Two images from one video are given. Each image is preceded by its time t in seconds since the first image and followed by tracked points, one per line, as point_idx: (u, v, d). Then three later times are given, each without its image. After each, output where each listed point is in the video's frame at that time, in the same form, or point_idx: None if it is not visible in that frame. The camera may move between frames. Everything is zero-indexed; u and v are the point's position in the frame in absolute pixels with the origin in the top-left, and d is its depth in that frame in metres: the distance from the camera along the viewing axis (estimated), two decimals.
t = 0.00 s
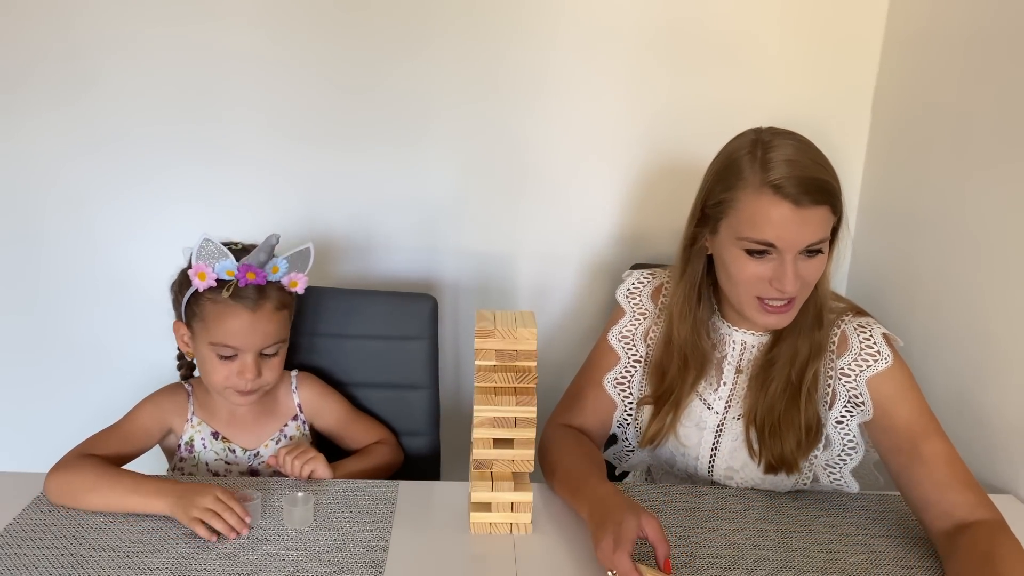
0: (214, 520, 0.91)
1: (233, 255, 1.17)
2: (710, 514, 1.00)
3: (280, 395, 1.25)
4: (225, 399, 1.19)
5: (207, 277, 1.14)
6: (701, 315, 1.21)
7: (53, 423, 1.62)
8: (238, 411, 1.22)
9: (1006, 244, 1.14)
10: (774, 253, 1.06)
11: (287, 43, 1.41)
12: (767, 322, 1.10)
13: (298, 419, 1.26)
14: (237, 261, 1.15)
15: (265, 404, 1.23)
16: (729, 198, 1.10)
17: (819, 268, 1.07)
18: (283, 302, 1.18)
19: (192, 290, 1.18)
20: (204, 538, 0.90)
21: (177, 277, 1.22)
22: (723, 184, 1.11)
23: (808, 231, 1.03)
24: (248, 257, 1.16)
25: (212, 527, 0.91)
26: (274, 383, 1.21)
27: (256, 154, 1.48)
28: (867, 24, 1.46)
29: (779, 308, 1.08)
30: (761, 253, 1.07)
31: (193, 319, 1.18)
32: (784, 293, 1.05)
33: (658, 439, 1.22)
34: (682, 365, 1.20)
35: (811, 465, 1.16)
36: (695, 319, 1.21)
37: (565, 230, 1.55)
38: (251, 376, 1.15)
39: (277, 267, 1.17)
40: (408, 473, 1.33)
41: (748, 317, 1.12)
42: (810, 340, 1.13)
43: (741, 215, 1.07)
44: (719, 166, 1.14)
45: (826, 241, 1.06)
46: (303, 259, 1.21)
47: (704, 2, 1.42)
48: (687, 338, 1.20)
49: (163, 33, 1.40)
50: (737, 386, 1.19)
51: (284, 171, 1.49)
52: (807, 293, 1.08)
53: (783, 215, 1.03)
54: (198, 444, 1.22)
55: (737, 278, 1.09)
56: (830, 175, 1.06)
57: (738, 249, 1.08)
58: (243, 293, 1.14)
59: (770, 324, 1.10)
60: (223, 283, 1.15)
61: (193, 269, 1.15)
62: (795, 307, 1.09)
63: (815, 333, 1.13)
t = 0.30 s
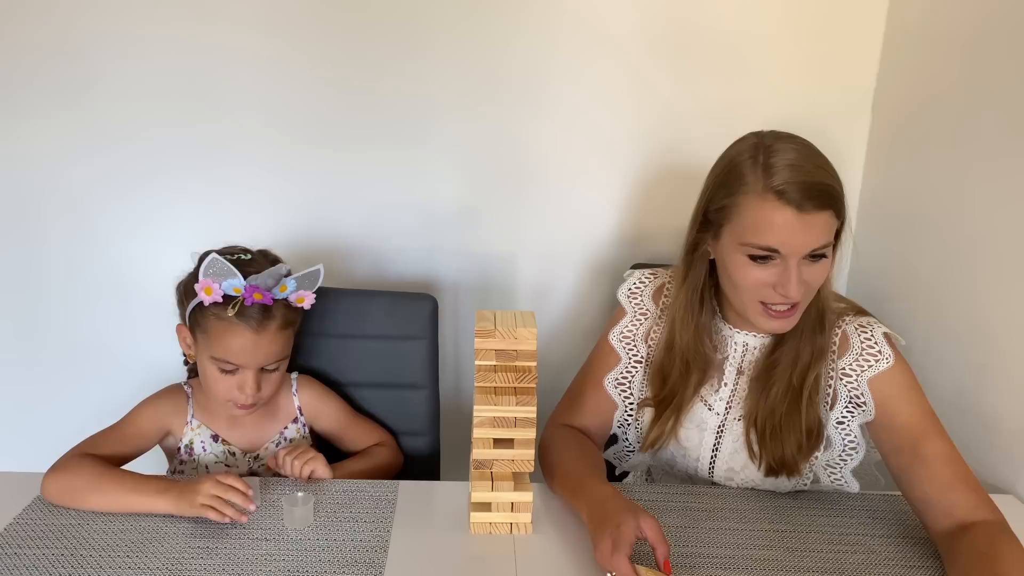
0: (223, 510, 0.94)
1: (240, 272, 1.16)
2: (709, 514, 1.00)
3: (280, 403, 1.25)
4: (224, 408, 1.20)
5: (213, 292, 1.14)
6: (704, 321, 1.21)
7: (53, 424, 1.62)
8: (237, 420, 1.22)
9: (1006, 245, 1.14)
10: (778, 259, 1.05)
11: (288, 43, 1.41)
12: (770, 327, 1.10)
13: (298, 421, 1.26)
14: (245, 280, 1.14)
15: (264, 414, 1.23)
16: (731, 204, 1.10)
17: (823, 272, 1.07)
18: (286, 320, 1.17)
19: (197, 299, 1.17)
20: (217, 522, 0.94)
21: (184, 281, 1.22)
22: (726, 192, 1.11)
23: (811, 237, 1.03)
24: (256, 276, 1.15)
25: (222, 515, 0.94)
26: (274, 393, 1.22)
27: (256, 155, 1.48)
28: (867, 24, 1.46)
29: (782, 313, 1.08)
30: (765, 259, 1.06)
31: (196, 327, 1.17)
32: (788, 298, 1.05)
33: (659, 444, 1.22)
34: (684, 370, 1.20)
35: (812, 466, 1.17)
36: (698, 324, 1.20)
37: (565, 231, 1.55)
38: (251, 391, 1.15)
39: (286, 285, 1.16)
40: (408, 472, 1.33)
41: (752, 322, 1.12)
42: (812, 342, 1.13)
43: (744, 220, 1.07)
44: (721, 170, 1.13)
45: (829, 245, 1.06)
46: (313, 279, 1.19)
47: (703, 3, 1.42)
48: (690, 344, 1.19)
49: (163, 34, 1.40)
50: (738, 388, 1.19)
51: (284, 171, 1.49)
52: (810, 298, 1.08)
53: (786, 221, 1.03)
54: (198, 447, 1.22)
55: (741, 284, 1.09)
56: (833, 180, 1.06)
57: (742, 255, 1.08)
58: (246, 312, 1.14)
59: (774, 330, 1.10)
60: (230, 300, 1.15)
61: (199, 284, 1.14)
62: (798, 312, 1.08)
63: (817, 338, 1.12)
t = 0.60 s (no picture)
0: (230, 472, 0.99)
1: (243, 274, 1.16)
2: (709, 514, 1.00)
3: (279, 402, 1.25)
4: (223, 407, 1.20)
5: (216, 292, 1.14)
6: (706, 325, 1.20)
7: (53, 424, 1.62)
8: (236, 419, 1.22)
9: (1006, 245, 1.14)
10: (780, 260, 1.05)
11: (288, 43, 1.41)
12: (773, 329, 1.09)
13: (297, 423, 1.26)
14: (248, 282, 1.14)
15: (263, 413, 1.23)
16: (731, 205, 1.10)
17: (824, 271, 1.07)
18: (288, 322, 1.18)
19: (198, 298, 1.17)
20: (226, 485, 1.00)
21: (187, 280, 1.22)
22: (726, 193, 1.11)
23: (811, 236, 1.03)
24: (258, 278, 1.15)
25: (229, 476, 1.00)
26: (274, 393, 1.22)
27: (256, 155, 1.48)
28: (867, 24, 1.46)
29: (787, 314, 1.08)
30: (766, 260, 1.06)
31: (196, 327, 1.18)
32: (791, 299, 1.05)
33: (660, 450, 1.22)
34: (686, 374, 1.20)
35: (812, 466, 1.17)
36: (700, 328, 1.20)
37: (565, 231, 1.55)
38: (252, 391, 1.16)
39: (289, 289, 1.15)
40: (407, 472, 1.33)
41: (755, 324, 1.12)
42: (813, 343, 1.13)
43: (745, 222, 1.07)
44: (720, 172, 1.14)
45: (830, 245, 1.06)
46: (315, 283, 1.18)
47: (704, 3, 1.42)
48: (692, 347, 1.19)
49: (163, 34, 1.40)
50: (738, 389, 1.19)
51: (284, 171, 1.49)
52: (814, 298, 1.08)
53: (786, 222, 1.03)
54: (196, 448, 1.21)
55: (743, 285, 1.09)
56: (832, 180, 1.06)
57: (743, 257, 1.08)
58: (247, 313, 1.14)
59: (778, 331, 1.09)
60: (232, 301, 1.15)
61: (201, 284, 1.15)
62: (802, 313, 1.08)
63: (818, 340, 1.12)
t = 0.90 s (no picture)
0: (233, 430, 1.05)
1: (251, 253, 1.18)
2: (709, 514, 1.00)
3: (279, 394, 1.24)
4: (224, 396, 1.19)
5: (225, 272, 1.14)
6: (707, 329, 1.20)
7: (53, 424, 1.62)
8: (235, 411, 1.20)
9: (1005, 245, 1.14)
10: (780, 262, 1.05)
11: (288, 43, 1.41)
12: (775, 332, 1.09)
13: (297, 421, 1.25)
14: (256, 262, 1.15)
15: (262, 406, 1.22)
16: (730, 208, 1.10)
17: (824, 273, 1.07)
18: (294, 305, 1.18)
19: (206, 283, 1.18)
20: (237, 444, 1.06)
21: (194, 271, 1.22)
22: (725, 195, 1.11)
23: (811, 238, 1.03)
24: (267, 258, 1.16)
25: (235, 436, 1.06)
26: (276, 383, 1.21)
27: (256, 155, 1.48)
28: (867, 24, 1.46)
29: (787, 318, 1.08)
30: (766, 262, 1.06)
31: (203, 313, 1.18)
32: (791, 301, 1.05)
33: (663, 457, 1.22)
34: (688, 379, 1.19)
35: (812, 466, 1.17)
36: (702, 333, 1.20)
37: (566, 231, 1.55)
38: (256, 375, 1.15)
39: (295, 271, 1.17)
40: (407, 472, 1.33)
41: (757, 328, 1.11)
42: (813, 347, 1.12)
43: (743, 223, 1.07)
44: (718, 175, 1.14)
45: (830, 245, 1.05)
46: (321, 267, 1.20)
47: (703, 4, 1.43)
48: (694, 352, 1.19)
49: (163, 35, 1.40)
50: (739, 390, 1.19)
51: (284, 171, 1.49)
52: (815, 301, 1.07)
53: (785, 223, 1.03)
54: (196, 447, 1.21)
55: (743, 288, 1.09)
56: (830, 180, 1.06)
57: (743, 259, 1.08)
58: (255, 293, 1.14)
59: (779, 335, 1.09)
60: (239, 281, 1.15)
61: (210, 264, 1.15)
62: (803, 316, 1.08)
63: (820, 347, 1.12)
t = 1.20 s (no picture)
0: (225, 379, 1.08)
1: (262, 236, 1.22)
2: (708, 514, 1.00)
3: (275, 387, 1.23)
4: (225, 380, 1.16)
5: (236, 246, 1.17)
6: (706, 327, 1.20)
7: (52, 426, 1.62)
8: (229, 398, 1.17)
9: (1006, 245, 1.14)
10: (772, 254, 1.05)
11: (288, 43, 1.41)
12: (768, 327, 1.09)
13: (298, 422, 1.23)
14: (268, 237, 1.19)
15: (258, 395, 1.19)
16: (725, 201, 1.10)
17: (818, 269, 1.06)
18: (302, 283, 1.19)
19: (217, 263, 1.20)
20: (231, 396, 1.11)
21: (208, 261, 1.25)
22: (722, 189, 1.11)
23: (804, 231, 1.03)
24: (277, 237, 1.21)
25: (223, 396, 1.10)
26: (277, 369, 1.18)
27: (256, 157, 1.48)
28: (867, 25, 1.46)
29: (779, 313, 1.07)
30: (759, 255, 1.06)
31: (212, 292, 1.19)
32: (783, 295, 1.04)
33: (668, 458, 1.21)
34: (688, 376, 1.19)
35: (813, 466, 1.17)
36: (699, 329, 1.19)
37: (565, 232, 1.55)
38: (258, 349, 1.14)
39: (303, 249, 1.20)
40: (407, 473, 1.33)
41: (751, 323, 1.11)
42: (813, 346, 1.12)
43: (737, 216, 1.07)
44: (715, 170, 1.14)
45: (825, 240, 1.05)
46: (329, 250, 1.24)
47: (702, 6, 1.43)
48: (692, 349, 1.19)
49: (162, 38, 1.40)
50: (739, 390, 1.19)
51: (284, 173, 1.49)
52: (809, 297, 1.07)
53: (778, 215, 1.03)
54: (198, 446, 1.19)
55: (738, 282, 1.08)
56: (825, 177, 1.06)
57: (736, 251, 1.08)
58: (266, 266, 1.17)
59: (772, 330, 1.09)
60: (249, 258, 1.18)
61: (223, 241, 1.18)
62: (797, 311, 1.07)
63: (820, 345, 1.12)
